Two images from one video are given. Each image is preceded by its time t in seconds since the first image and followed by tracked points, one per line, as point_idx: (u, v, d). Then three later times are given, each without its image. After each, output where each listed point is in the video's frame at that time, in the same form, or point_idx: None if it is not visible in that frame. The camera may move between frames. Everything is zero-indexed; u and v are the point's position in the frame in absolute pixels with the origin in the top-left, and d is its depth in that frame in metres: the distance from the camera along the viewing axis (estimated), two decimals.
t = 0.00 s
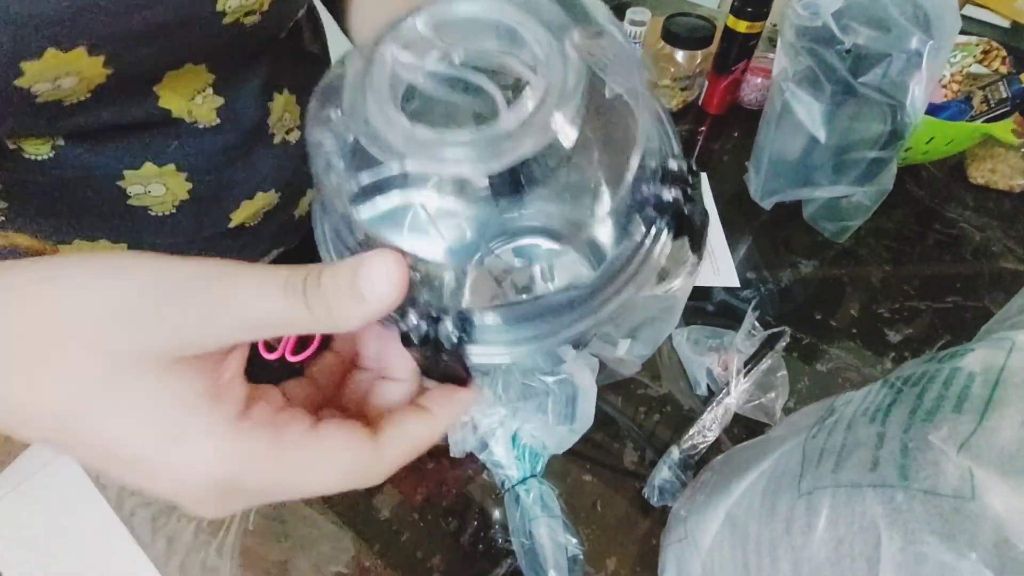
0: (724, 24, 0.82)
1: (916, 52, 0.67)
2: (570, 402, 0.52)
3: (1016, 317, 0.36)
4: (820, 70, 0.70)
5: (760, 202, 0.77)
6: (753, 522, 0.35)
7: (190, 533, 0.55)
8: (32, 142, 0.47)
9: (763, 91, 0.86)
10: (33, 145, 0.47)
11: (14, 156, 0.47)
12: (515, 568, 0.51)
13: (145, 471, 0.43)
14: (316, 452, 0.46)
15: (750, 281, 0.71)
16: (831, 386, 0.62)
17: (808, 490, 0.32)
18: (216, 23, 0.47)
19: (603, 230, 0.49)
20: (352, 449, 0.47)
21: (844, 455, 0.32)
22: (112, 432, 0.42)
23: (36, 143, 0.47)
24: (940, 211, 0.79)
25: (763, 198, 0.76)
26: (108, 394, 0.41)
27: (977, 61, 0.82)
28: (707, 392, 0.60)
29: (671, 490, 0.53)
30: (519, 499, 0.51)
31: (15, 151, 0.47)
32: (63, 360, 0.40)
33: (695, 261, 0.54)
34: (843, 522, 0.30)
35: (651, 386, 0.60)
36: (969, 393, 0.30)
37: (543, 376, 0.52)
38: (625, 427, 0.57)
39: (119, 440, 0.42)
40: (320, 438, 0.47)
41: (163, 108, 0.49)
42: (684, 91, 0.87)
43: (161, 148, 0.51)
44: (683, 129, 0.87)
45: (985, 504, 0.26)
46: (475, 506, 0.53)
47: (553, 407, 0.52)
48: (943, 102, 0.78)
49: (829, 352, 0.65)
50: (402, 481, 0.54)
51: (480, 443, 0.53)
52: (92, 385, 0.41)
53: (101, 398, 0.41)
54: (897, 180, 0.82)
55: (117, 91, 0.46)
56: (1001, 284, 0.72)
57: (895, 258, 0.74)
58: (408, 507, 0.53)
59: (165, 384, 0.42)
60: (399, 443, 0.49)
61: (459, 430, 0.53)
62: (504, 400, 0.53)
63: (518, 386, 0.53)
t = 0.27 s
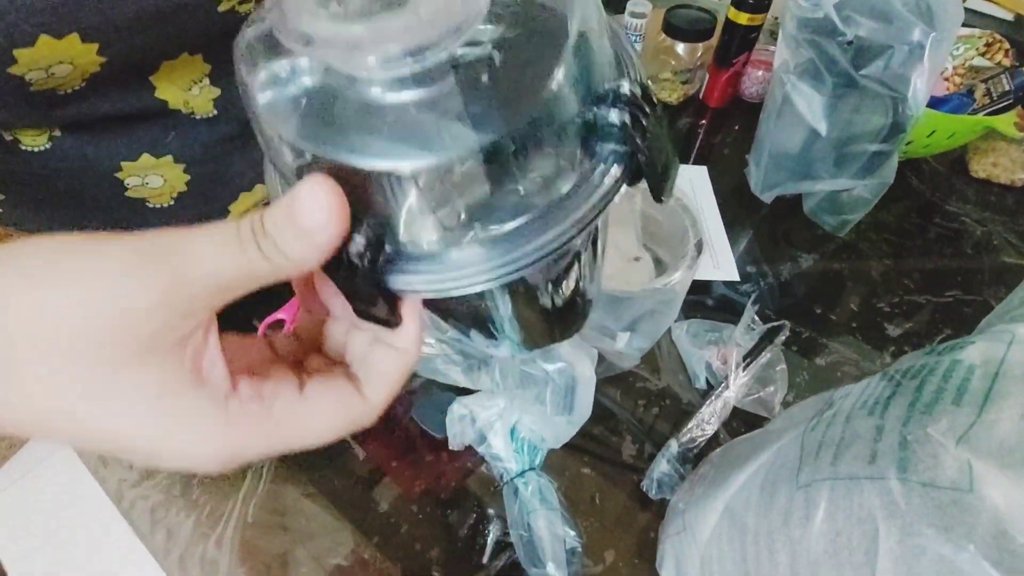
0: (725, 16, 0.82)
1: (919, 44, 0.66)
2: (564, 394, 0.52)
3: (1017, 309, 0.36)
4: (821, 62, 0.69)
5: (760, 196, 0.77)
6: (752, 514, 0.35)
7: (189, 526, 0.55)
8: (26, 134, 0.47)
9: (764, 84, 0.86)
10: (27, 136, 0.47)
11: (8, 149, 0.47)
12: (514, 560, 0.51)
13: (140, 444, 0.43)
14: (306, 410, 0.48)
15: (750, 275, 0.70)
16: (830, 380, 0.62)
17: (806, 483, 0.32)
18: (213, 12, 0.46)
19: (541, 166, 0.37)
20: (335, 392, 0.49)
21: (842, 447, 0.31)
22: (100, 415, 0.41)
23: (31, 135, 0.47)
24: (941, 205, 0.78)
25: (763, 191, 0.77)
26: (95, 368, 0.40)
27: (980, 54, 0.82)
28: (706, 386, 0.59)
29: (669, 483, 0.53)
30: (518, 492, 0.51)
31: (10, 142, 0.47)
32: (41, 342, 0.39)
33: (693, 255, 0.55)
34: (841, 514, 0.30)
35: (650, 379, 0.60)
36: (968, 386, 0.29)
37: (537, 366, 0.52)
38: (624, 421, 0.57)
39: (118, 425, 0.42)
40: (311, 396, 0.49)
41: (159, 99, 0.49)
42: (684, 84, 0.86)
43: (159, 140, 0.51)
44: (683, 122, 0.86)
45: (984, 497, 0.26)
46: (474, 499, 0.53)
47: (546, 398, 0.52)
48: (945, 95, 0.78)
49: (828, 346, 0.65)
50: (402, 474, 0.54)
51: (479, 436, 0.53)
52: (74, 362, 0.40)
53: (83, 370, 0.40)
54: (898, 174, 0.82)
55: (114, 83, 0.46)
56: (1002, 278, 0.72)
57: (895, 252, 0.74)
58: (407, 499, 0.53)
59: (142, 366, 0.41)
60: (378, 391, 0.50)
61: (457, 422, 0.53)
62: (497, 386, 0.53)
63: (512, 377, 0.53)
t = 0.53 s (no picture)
0: (726, 12, 0.81)
1: (919, 40, 0.66)
2: (560, 389, 0.52)
3: (1014, 305, 0.36)
4: (820, 58, 0.69)
5: (760, 192, 0.77)
6: (749, 508, 0.35)
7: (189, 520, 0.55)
8: (23, 128, 0.47)
9: (765, 81, 0.86)
10: (25, 130, 0.47)
11: (7, 144, 0.47)
12: (512, 555, 0.51)
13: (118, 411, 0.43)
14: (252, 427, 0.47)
15: (749, 271, 0.70)
16: (828, 376, 0.62)
17: (802, 477, 0.32)
18: (210, 6, 0.46)
19: (545, 153, 0.39)
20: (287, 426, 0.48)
21: (838, 441, 0.32)
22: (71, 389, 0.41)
23: (30, 128, 0.47)
24: (941, 202, 0.78)
25: (763, 187, 0.77)
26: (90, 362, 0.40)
27: (981, 50, 0.81)
28: (705, 382, 0.60)
29: (667, 478, 0.53)
30: (516, 486, 0.51)
31: (10, 137, 0.47)
32: (22, 315, 0.38)
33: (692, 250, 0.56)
34: (837, 507, 0.30)
35: (649, 374, 0.60)
36: (964, 381, 0.30)
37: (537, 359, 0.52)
38: (623, 416, 0.57)
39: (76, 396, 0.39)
40: (306, 417, 0.48)
41: (157, 93, 0.49)
42: (685, 80, 0.86)
43: (157, 134, 0.51)
44: (683, 118, 0.86)
45: (979, 491, 0.26)
46: (472, 494, 0.53)
47: (544, 390, 0.52)
48: (946, 91, 0.78)
49: (827, 343, 0.65)
50: (401, 468, 0.54)
51: (478, 431, 0.53)
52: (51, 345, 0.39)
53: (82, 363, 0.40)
54: (897, 171, 0.82)
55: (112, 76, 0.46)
56: (1000, 275, 0.72)
57: (894, 249, 0.74)
58: (406, 493, 0.53)
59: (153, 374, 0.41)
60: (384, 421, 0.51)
61: (456, 418, 0.53)
62: (501, 378, 0.53)
63: (510, 370, 0.53)
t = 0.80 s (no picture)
0: (727, 7, 0.81)
1: (921, 35, 0.65)
2: (560, 383, 0.52)
3: (1014, 300, 0.36)
4: (822, 54, 0.69)
5: (761, 188, 0.77)
6: (748, 502, 0.35)
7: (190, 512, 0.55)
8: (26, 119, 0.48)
9: (766, 76, 0.85)
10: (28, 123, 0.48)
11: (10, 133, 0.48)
12: (511, 548, 0.51)
13: (266, 356, 0.29)
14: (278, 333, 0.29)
15: (749, 267, 0.71)
16: (827, 372, 0.62)
17: (801, 470, 0.32)
18: None
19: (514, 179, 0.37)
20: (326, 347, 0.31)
21: (836, 435, 0.32)
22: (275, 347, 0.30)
23: (31, 119, 0.48)
24: (942, 198, 0.78)
25: (764, 183, 0.77)
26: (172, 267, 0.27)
27: (984, 46, 0.81)
28: (704, 377, 0.60)
29: (667, 472, 0.53)
30: (516, 480, 0.51)
31: (12, 126, 0.48)
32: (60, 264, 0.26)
33: (691, 245, 0.54)
34: (834, 498, 0.30)
35: (649, 369, 0.60)
36: (962, 375, 0.30)
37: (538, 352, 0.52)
38: (622, 411, 0.58)
39: (70, 368, 0.30)
40: (420, 269, 0.30)
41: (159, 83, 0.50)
42: (686, 76, 0.86)
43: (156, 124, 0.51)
44: (684, 114, 0.86)
45: (976, 483, 0.26)
46: (473, 488, 0.54)
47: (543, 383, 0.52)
48: (947, 88, 0.78)
49: (827, 338, 0.65)
50: (401, 462, 0.55)
51: (478, 425, 0.53)
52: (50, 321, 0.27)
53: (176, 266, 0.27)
54: (898, 168, 0.82)
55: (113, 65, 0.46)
56: (1000, 271, 0.72)
57: (895, 245, 0.74)
58: (407, 486, 0.54)
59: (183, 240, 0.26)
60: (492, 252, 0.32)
61: (457, 412, 0.54)
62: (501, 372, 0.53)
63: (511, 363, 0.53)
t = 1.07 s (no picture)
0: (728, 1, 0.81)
1: (922, 28, 0.65)
2: (559, 378, 0.51)
3: (1014, 293, 0.36)
4: (822, 47, 0.69)
5: (761, 182, 0.77)
6: (746, 495, 0.35)
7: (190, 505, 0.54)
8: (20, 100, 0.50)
9: (767, 71, 0.85)
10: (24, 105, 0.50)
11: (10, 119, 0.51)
12: (510, 541, 0.51)
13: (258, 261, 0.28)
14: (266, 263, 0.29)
15: (749, 262, 0.70)
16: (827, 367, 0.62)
17: (798, 463, 0.32)
18: None
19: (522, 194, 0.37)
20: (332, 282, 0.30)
21: (834, 428, 0.32)
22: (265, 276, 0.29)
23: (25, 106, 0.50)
24: (942, 193, 0.78)
25: (764, 177, 0.76)
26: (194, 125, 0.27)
27: (985, 40, 0.81)
28: (703, 372, 0.60)
29: (665, 466, 0.53)
30: (514, 474, 0.51)
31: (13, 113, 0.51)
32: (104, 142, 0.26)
33: (690, 240, 0.54)
34: (832, 491, 0.30)
35: (647, 364, 0.60)
36: (961, 368, 0.30)
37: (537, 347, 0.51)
38: (621, 405, 0.58)
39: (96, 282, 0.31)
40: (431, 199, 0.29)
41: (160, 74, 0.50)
42: (687, 70, 0.86)
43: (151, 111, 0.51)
44: (685, 108, 0.86)
45: (973, 475, 0.26)
46: (472, 482, 0.54)
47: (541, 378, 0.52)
48: (949, 82, 0.77)
49: (827, 333, 0.65)
50: (399, 455, 0.55)
51: (477, 419, 0.53)
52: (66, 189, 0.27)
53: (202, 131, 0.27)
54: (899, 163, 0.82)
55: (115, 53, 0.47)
56: (1001, 267, 0.72)
57: (895, 240, 0.73)
58: (406, 479, 0.54)
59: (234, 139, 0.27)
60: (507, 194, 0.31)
61: (455, 407, 0.53)
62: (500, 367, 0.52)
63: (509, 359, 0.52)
